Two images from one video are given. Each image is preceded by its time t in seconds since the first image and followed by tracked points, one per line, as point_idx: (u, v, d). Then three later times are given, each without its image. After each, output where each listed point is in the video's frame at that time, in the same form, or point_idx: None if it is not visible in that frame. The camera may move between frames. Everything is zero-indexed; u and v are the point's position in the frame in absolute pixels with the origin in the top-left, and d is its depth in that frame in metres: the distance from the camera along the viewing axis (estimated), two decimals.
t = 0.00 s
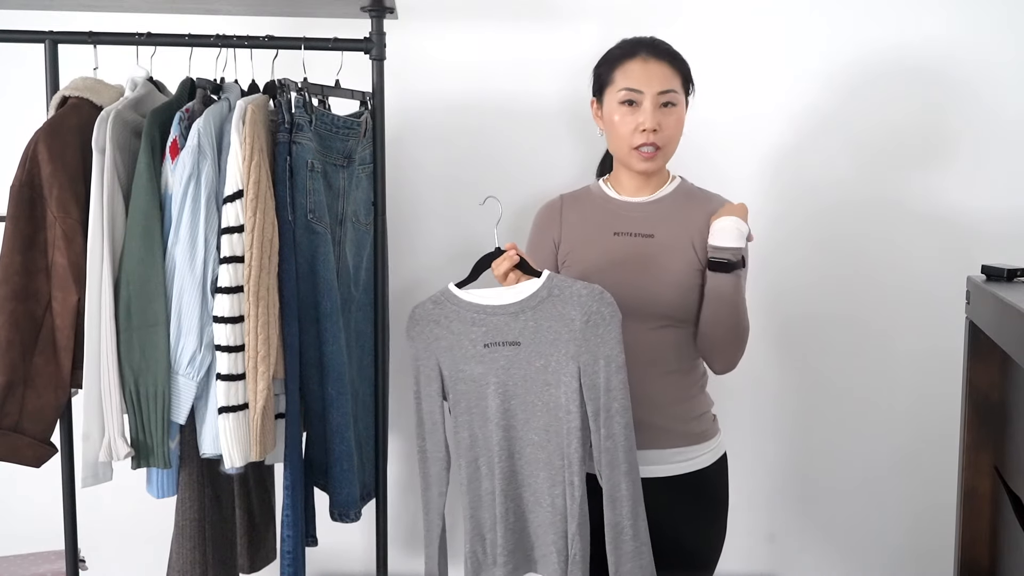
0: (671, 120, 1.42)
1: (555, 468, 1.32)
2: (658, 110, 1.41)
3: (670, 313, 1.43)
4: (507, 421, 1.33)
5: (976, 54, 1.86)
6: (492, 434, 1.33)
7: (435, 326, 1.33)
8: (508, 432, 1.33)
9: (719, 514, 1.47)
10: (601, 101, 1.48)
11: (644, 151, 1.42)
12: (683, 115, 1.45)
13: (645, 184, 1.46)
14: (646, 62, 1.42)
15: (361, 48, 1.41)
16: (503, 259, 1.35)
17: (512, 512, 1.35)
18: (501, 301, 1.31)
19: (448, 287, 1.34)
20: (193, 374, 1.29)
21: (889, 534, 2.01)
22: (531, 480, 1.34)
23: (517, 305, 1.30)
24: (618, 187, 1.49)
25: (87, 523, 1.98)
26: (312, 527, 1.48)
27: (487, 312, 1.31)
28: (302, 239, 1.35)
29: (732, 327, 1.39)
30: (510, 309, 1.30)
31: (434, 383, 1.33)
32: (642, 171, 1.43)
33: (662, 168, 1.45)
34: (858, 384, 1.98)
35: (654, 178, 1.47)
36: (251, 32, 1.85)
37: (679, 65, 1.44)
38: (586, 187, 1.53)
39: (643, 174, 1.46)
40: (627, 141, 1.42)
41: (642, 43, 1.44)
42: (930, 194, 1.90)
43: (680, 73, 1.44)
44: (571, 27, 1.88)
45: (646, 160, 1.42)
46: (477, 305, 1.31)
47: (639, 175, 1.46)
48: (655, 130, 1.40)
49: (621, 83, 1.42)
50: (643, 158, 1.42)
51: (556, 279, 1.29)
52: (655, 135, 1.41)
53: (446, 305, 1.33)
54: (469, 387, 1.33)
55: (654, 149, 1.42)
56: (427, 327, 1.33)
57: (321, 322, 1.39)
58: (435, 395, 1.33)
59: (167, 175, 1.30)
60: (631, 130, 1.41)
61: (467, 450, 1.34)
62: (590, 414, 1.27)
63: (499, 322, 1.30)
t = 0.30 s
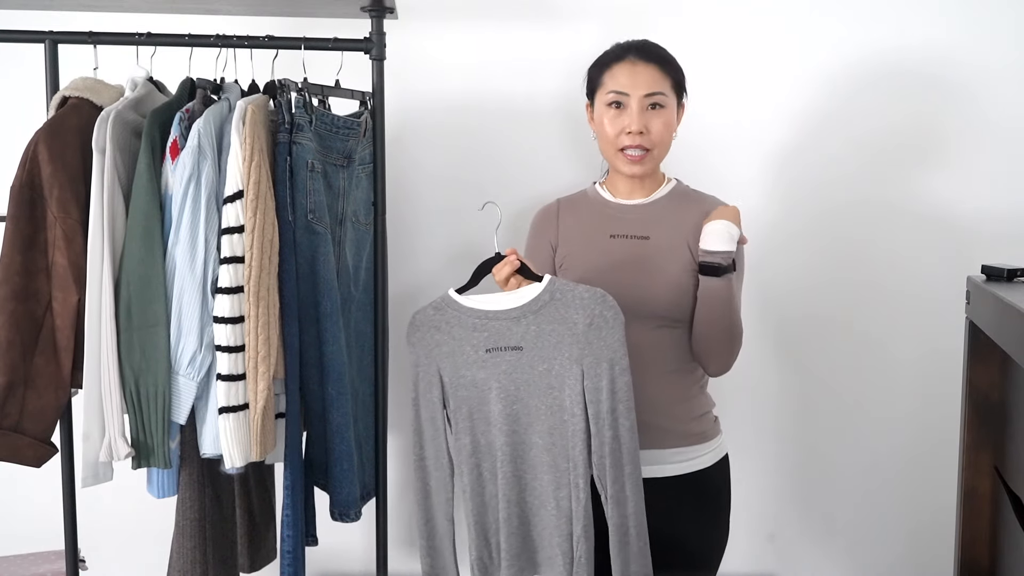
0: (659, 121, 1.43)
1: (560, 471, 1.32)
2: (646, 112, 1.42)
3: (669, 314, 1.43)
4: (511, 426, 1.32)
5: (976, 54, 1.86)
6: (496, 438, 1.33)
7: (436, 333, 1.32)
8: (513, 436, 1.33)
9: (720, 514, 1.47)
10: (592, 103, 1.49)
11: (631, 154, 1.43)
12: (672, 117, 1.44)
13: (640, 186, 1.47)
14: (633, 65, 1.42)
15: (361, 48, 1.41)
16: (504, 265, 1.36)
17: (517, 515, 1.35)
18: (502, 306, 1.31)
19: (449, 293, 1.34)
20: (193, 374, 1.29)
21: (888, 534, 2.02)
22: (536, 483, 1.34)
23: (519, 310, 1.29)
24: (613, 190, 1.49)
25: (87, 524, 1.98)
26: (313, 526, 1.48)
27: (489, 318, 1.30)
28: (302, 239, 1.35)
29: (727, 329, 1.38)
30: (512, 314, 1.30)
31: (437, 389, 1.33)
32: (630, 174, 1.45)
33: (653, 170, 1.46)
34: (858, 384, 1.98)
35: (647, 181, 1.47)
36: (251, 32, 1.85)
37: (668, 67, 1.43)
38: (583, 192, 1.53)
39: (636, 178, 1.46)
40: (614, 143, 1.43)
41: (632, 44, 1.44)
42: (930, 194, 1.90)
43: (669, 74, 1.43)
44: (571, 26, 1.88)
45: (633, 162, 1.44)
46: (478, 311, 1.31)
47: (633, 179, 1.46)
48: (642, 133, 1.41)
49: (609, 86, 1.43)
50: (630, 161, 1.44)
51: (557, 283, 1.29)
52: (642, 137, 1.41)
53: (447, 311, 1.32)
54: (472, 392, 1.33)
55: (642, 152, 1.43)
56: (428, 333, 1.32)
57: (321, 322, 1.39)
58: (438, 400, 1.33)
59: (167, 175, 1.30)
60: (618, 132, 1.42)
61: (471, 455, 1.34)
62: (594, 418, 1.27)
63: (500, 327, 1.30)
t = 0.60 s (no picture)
0: (653, 103, 1.42)
1: (554, 533, 1.29)
2: (640, 95, 1.42)
3: (668, 312, 1.43)
4: (500, 476, 1.29)
5: (975, 54, 1.86)
6: (481, 487, 1.28)
7: (436, 372, 1.28)
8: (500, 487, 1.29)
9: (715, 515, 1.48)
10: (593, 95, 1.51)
11: (628, 138, 1.43)
12: (670, 100, 1.43)
13: (642, 178, 1.47)
14: (628, 51, 1.43)
15: (361, 48, 1.41)
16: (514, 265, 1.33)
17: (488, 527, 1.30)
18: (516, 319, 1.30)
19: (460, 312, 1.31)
20: (193, 374, 1.29)
21: (888, 534, 2.01)
22: (519, 537, 1.31)
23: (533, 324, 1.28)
24: (618, 181, 1.49)
25: (87, 524, 1.98)
26: (312, 526, 1.48)
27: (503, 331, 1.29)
28: (302, 239, 1.35)
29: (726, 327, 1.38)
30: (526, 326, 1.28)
31: (422, 426, 1.28)
32: (629, 160, 1.43)
33: (653, 156, 1.44)
34: (858, 385, 1.98)
35: (649, 170, 1.46)
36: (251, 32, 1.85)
37: (664, 51, 1.43)
38: (584, 181, 1.53)
39: (638, 167, 1.45)
40: (611, 129, 1.43)
41: (628, 35, 1.46)
42: (929, 195, 1.90)
43: (663, 57, 1.43)
44: (570, 27, 1.88)
45: (631, 147, 1.42)
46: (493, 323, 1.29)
47: (633, 166, 1.45)
48: (636, 115, 1.40)
49: (605, 73, 1.44)
50: (628, 145, 1.42)
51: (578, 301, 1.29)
52: (636, 120, 1.41)
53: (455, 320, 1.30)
54: (464, 438, 1.28)
55: (638, 135, 1.42)
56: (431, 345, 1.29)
57: (321, 321, 1.39)
58: (419, 442, 1.28)
59: (167, 175, 1.30)
60: (614, 118, 1.42)
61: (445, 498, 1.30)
62: (603, 487, 1.25)
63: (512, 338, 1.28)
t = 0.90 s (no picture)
0: (652, 103, 1.42)
1: (507, 524, 1.29)
2: (640, 95, 1.41)
3: (668, 313, 1.42)
4: (463, 459, 1.29)
5: (976, 54, 1.86)
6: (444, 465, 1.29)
7: (417, 348, 1.29)
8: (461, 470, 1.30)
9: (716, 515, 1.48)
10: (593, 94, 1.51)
11: (627, 138, 1.43)
12: (670, 100, 1.43)
13: (642, 178, 1.47)
14: (628, 50, 1.43)
15: (362, 48, 1.41)
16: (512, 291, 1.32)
17: (449, 515, 1.30)
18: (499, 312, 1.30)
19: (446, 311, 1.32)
20: (193, 374, 1.29)
21: (888, 534, 2.02)
22: (470, 526, 1.30)
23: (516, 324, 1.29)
24: (618, 180, 1.49)
25: (87, 524, 1.98)
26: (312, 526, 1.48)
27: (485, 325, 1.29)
28: (302, 239, 1.35)
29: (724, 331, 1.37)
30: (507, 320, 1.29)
31: (397, 401, 1.28)
32: (628, 160, 1.43)
33: (652, 156, 1.45)
34: (858, 384, 1.98)
35: (648, 169, 1.46)
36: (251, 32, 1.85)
37: (664, 50, 1.43)
38: (584, 180, 1.53)
39: (638, 166, 1.45)
40: (610, 128, 1.43)
41: (628, 32, 1.45)
42: (930, 195, 1.90)
43: (663, 56, 1.43)
44: (571, 27, 1.88)
45: (629, 147, 1.42)
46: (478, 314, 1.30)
47: (633, 166, 1.45)
48: (635, 115, 1.40)
49: (604, 71, 1.44)
50: (626, 145, 1.42)
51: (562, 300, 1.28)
52: (635, 120, 1.41)
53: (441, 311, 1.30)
54: (435, 416, 1.29)
55: (638, 136, 1.42)
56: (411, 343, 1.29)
57: (321, 322, 1.39)
58: (393, 416, 1.28)
59: (167, 175, 1.30)
60: (614, 117, 1.42)
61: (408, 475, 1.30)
62: (562, 484, 1.24)
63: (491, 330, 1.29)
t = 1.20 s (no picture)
0: (649, 104, 1.41)
1: (524, 526, 1.29)
2: (635, 96, 1.42)
3: (668, 313, 1.42)
4: (475, 465, 1.29)
5: (975, 54, 1.86)
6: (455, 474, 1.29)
7: (418, 357, 1.29)
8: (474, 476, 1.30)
9: (715, 515, 1.48)
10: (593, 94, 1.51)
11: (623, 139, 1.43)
12: (667, 100, 1.43)
13: (643, 178, 1.47)
14: (625, 50, 1.43)
15: (362, 48, 1.41)
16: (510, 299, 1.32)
17: (468, 521, 1.31)
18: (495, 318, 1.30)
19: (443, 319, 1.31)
20: (193, 374, 1.29)
21: (887, 534, 2.02)
22: (489, 530, 1.31)
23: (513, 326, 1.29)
24: (619, 180, 1.49)
25: (87, 524, 1.98)
26: (312, 526, 1.48)
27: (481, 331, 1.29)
28: (302, 239, 1.35)
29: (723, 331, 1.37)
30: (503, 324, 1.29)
31: (405, 413, 1.29)
32: (624, 161, 1.44)
33: (649, 156, 1.45)
34: (858, 384, 1.98)
35: (647, 168, 1.46)
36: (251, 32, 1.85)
37: (661, 51, 1.42)
38: (584, 179, 1.53)
39: (638, 166, 1.46)
40: (606, 129, 1.43)
41: (626, 32, 1.45)
42: (930, 195, 1.91)
43: (660, 56, 1.42)
44: (571, 27, 1.88)
45: (624, 148, 1.43)
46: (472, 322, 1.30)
47: (634, 165, 1.45)
48: (629, 117, 1.41)
49: (602, 71, 1.44)
50: (621, 146, 1.43)
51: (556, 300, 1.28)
52: (629, 122, 1.41)
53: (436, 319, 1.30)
54: (442, 425, 1.29)
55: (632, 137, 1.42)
56: (411, 353, 1.29)
57: (321, 322, 1.39)
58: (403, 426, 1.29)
59: (167, 175, 1.30)
60: (610, 118, 1.42)
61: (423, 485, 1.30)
62: (575, 481, 1.25)
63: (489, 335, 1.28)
